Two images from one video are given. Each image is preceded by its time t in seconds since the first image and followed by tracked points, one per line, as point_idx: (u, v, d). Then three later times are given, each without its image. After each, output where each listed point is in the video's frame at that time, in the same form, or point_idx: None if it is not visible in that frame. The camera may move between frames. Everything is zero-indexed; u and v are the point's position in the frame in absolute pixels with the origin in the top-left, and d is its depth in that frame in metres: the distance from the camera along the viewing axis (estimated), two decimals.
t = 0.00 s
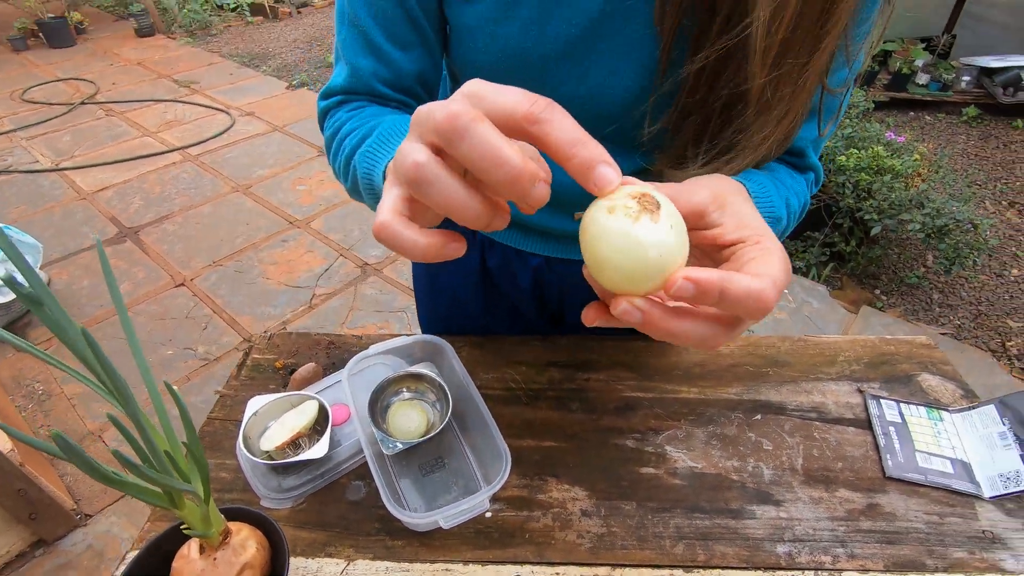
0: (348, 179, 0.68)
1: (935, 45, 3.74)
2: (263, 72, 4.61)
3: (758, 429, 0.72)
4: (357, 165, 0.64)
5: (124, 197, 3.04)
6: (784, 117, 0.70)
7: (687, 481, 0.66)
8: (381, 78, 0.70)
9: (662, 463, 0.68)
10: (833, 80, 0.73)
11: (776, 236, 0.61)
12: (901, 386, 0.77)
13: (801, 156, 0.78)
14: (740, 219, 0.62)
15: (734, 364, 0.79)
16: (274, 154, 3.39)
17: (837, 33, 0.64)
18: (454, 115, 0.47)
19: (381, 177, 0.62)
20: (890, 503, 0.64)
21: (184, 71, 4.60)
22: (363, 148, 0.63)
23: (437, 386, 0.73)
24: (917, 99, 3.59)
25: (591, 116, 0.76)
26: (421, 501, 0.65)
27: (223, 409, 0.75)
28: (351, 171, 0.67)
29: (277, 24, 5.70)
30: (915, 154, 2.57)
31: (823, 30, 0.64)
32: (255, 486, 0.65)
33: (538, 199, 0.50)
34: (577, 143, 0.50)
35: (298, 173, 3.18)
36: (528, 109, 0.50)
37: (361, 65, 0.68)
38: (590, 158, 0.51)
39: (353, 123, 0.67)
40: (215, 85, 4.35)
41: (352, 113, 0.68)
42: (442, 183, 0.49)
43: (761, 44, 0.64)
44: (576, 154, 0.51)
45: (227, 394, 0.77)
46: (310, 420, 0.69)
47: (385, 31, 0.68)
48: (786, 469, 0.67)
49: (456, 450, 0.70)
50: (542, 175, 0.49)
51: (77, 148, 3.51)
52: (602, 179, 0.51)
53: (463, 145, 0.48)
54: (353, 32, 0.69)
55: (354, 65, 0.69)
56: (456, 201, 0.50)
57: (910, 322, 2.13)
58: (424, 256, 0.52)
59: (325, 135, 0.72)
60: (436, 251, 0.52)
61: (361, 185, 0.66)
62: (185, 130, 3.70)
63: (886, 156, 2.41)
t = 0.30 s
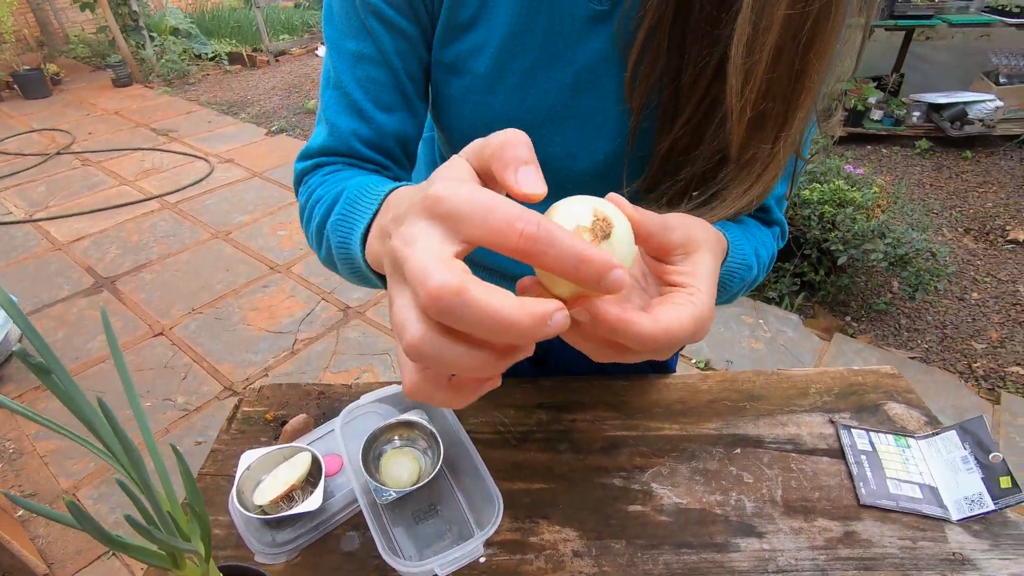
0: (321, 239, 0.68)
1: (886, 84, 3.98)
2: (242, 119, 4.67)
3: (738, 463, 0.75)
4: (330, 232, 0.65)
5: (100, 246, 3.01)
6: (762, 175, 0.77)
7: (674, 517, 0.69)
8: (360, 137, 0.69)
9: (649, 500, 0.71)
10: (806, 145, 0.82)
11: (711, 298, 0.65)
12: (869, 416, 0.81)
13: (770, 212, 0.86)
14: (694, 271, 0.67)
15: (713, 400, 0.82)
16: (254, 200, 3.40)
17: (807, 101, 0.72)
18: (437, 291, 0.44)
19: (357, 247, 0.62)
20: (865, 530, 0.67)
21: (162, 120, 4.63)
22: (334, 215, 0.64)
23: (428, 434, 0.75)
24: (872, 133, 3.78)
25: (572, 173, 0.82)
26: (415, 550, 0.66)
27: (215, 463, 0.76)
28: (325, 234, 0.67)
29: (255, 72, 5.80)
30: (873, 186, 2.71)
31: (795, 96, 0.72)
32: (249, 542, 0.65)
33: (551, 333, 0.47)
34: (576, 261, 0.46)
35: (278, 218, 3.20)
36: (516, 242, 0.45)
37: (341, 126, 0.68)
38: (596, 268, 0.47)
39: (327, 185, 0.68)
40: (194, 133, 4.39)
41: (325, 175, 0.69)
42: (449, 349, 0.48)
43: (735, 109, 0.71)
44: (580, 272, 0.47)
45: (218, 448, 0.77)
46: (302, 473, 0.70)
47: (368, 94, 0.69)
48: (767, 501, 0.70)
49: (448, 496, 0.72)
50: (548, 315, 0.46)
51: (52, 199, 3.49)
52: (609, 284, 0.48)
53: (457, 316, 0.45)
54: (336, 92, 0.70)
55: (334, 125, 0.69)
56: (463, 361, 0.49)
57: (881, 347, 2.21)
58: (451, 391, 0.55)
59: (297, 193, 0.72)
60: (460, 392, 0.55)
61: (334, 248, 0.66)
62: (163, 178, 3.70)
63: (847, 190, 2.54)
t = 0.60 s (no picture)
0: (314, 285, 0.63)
1: (836, 128, 4.23)
2: (215, 168, 4.67)
3: (724, 503, 0.76)
4: (322, 268, 0.60)
5: (65, 299, 2.93)
6: (741, 189, 0.80)
7: (664, 561, 0.70)
8: (347, 197, 0.64)
9: (639, 544, 0.71)
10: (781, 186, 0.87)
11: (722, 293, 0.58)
12: (845, 450, 0.84)
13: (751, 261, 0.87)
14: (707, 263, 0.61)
15: (696, 440, 0.84)
16: (227, 249, 3.37)
17: (774, 117, 0.76)
18: (523, 146, 0.38)
19: (355, 269, 0.56)
20: (849, 566, 0.69)
21: (132, 169, 4.60)
22: (325, 249, 0.59)
23: (417, 486, 0.74)
24: (829, 173, 4.04)
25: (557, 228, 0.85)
26: None
27: (197, 526, 0.74)
28: (317, 277, 0.62)
29: (228, 121, 5.85)
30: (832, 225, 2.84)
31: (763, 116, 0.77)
32: None
33: (650, 192, 0.38)
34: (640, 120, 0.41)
35: (252, 266, 3.18)
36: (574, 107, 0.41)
37: (329, 185, 0.63)
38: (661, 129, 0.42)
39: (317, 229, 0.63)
40: (165, 182, 4.36)
41: (311, 224, 0.64)
42: (533, 223, 0.38)
43: (703, 117, 0.75)
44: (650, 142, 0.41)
45: (200, 509, 0.76)
46: (290, 533, 0.68)
47: (355, 153, 0.65)
48: (754, 540, 0.72)
49: (439, 549, 0.71)
50: (644, 163, 0.38)
51: (15, 251, 3.40)
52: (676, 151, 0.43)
53: (535, 173, 0.38)
54: (323, 154, 0.66)
55: (321, 184, 0.64)
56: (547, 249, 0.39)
57: (850, 379, 2.27)
58: (524, 316, 0.39)
59: (283, 255, 0.67)
60: (540, 320, 0.39)
61: (326, 287, 0.60)
62: (132, 229, 3.65)
63: (807, 228, 2.69)
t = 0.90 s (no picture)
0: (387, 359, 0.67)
1: (794, 167, 4.45)
2: (185, 213, 4.62)
3: (709, 546, 0.78)
4: (393, 344, 0.64)
5: (25, 352, 2.83)
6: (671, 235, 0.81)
7: None
8: (390, 270, 0.69)
9: None
10: (734, 234, 0.85)
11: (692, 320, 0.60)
12: (821, 488, 0.87)
13: (708, 308, 0.83)
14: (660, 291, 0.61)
15: (679, 483, 0.86)
16: (198, 296, 3.32)
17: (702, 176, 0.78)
18: (437, 240, 0.52)
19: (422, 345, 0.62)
20: None
21: (99, 216, 4.52)
22: (394, 328, 0.64)
23: (408, 542, 0.73)
24: (788, 210, 4.22)
25: (535, 287, 0.81)
26: None
27: None
28: (388, 350, 0.66)
29: (199, 167, 5.83)
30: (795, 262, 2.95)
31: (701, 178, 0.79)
32: None
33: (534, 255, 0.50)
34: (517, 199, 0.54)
35: (224, 313, 3.13)
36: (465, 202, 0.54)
37: (372, 263, 0.68)
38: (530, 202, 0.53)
39: (378, 307, 0.66)
40: (133, 228, 4.29)
41: (369, 301, 0.68)
42: (456, 284, 0.50)
43: (628, 173, 0.76)
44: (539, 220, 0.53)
45: None
46: None
47: (383, 228, 0.68)
48: None
49: None
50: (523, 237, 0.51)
51: None
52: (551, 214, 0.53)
53: (450, 251, 0.52)
54: (355, 234, 0.69)
55: (363, 263, 0.68)
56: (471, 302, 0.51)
57: (822, 411, 2.32)
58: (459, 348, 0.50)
59: (350, 329, 0.71)
60: (469, 347, 0.50)
61: (400, 359, 0.65)
62: (98, 277, 3.57)
63: (774, 265, 2.79)
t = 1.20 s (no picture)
0: (385, 398, 0.70)
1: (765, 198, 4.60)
2: (162, 250, 4.57)
3: None
4: (392, 384, 0.67)
5: None
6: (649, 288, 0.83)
7: None
8: (382, 310, 0.72)
9: None
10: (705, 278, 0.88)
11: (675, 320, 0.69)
12: (805, 516, 0.89)
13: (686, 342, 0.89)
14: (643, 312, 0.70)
15: (668, 515, 0.88)
16: (175, 334, 3.26)
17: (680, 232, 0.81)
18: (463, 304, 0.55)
19: (419, 391, 0.64)
20: None
21: (72, 254, 4.44)
22: (392, 369, 0.67)
23: None
24: (762, 240, 4.35)
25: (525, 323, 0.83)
26: None
27: None
28: (386, 390, 0.69)
29: (177, 203, 5.80)
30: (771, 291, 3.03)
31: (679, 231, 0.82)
32: None
33: (544, 315, 0.53)
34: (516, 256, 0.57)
35: (203, 352, 3.08)
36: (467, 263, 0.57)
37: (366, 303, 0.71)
38: (524, 255, 0.57)
39: (376, 348, 0.69)
40: (108, 266, 4.23)
41: (369, 339, 0.72)
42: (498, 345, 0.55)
43: (619, 240, 0.79)
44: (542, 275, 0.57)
45: None
46: None
47: (381, 272, 0.71)
48: None
49: None
50: (533, 298, 0.54)
51: None
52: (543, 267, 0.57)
53: (472, 315, 0.55)
54: (355, 277, 0.72)
55: (358, 302, 0.72)
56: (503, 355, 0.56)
57: (802, 437, 2.36)
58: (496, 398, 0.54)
59: (351, 367, 0.74)
60: (504, 393, 0.54)
61: (398, 399, 0.68)
62: (71, 316, 3.49)
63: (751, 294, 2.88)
